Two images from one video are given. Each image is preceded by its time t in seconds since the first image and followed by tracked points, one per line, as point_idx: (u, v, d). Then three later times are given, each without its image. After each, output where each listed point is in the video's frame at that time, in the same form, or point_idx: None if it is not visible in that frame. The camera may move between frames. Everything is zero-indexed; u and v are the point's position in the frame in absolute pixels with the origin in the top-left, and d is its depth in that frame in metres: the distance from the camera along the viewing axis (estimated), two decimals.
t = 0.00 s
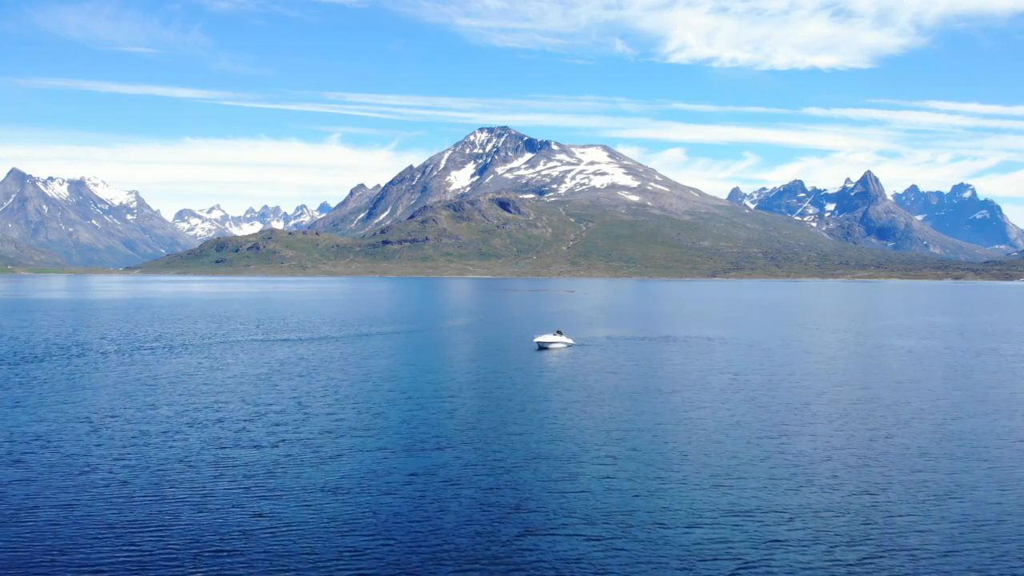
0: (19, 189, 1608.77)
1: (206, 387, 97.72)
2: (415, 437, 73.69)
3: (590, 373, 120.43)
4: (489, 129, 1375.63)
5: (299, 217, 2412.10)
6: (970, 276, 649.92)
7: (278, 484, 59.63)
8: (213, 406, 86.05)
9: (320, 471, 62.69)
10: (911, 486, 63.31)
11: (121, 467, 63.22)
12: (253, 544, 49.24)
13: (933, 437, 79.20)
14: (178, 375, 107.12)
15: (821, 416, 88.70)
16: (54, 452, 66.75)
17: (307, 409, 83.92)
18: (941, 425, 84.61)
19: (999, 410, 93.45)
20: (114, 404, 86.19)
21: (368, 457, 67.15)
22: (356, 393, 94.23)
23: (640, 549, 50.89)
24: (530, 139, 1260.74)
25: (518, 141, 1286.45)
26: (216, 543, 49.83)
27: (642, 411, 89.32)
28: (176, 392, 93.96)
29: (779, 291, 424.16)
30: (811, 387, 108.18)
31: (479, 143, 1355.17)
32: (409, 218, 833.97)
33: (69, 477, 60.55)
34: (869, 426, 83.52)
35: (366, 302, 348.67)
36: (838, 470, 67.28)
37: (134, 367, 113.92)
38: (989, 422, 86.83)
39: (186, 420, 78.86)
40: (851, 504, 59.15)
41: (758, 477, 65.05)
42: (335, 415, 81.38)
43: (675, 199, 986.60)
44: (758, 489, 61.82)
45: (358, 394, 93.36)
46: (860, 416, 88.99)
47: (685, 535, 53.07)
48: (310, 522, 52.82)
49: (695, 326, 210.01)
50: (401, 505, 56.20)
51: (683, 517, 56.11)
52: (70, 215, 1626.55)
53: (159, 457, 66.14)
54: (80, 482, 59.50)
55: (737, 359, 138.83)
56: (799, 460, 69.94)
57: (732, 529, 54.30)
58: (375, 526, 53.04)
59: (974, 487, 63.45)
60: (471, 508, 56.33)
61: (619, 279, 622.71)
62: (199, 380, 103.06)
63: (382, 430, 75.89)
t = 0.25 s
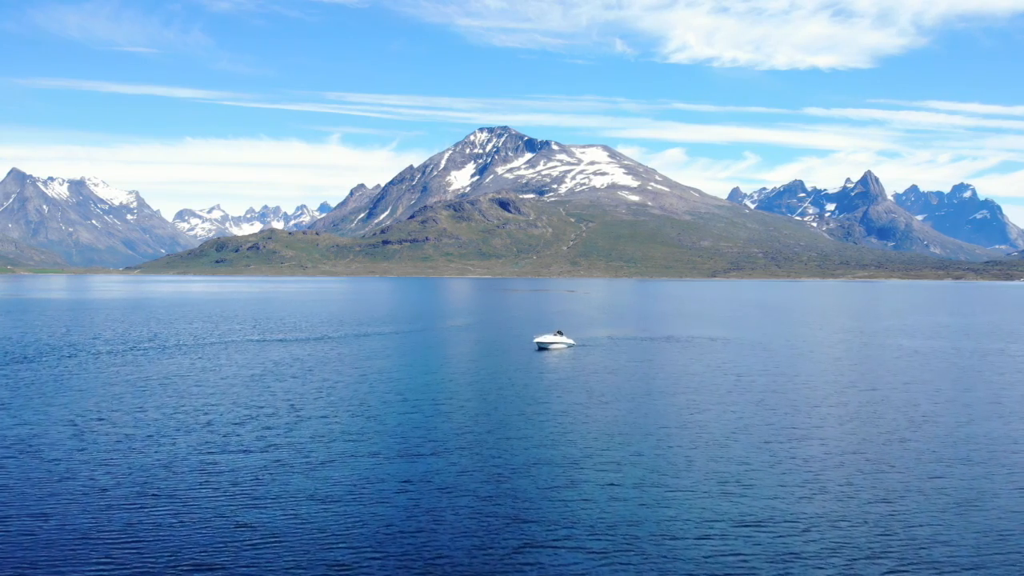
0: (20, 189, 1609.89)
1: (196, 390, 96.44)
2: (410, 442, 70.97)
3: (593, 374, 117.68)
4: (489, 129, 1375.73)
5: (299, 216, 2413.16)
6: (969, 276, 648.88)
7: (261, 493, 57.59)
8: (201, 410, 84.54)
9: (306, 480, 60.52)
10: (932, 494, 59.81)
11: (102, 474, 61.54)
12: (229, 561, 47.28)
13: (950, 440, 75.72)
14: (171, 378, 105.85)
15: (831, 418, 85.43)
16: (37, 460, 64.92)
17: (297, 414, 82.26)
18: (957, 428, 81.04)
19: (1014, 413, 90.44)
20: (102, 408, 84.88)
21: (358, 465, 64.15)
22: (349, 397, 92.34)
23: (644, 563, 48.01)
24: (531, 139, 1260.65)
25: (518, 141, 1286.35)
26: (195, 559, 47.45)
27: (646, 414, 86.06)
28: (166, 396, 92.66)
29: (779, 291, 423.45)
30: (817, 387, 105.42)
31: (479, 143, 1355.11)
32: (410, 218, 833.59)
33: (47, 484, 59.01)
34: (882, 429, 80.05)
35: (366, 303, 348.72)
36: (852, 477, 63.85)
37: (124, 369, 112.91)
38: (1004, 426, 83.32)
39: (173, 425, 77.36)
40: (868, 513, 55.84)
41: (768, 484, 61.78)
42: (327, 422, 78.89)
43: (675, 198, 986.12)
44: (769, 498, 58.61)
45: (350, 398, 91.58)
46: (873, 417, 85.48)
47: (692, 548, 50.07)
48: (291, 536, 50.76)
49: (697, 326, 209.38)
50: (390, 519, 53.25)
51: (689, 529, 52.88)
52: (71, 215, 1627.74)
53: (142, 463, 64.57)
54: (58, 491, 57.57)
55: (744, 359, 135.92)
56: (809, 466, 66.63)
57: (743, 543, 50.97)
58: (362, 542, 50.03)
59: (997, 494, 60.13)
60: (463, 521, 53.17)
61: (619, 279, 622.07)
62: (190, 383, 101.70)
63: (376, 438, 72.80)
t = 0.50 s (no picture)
0: (19, 189, 1607.91)
1: (186, 392, 95.26)
2: (409, 448, 69.38)
3: (596, 375, 116.10)
4: (489, 129, 1374.06)
5: (300, 217, 2411.98)
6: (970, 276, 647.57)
7: (248, 501, 56.08)
8: (189, 413, 83.27)
9: (295, 487, 58.96)
10: (953, 502, 58.20)
11: (80, 481, 60.01)
12: (211, 574, 45.68)
13: (965, 445, 74.28)
14: (163, 379, 104.53)
15: (840, 421, 83.86)
16: (16, 466, 63.58)
17: (288, 417, 80.97)
18: (971, 432, 79.58)
19: None
20: (88, 411, 83.74)
21: (351, 473, 62.46)
22: (343, 400, 91.04)
23: None
24: (531, 139, 1258.98)
25: (518, 141, 1284.45)
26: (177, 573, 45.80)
27: (649, 417, 84.34)
28: (155, 398, 91.45)
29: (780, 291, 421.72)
30: (825, 389, 103.60)
31: (479, 143, 1353.33)
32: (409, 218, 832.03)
33: (24, 491, 57.52)
34: (895, 433, 78.49)
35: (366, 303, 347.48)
36: (867, 483, 62.11)
37: (114, 370, 111.77)
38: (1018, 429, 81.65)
39: (159, 429, 76.10)
40: (886, 523, 54.07)
41: (778, 492, 59.92)
42: (319, 426, 77.39)
43: (675, 198, 984.79)
44: (781, 507, 56.77)
45: (343, 401, 90.38)
46: (885, 421, 83.93)
47: (702, 563, 48.17)
48: (274, 548, 49.07)
49: (698, 326, 208.08)
50: (386, 531, 51.52)
51: (701, 540, 51.11)
52: (71, 215, 1625.84)
53: (123, 469, 63.06)
54: (34, 499, 56.15)
55: (749, 359, 134.41)
56: (822, 473, 64.92)
57: (758, 556, 49.14)
58: (361, 555, 48.26)
59: (1017, 502, 58.60)
60: (463, 533, 51.32)
61: (619, 279, 620.74)
62: (181, 384, 100.45)
63: (370, 443, 71.16)
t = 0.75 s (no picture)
0: (19, 189, 1606.26)
1: (175, 394, 94.53)
2: (410, 454, 68.29)
3: (597, 377, 115.05)
4: (489, 129, 1372.81)
5: (300, 217, 2410.99)
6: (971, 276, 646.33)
7: (235, 511, 55.06)
8: (176, 416, 82.57)
9: (284, 496, 57.91)
10: (976, 511, 57.21)
11: (57, 488, 58.97)
12: None
13: (982, 449, 73.20)
14: (153, 381, 103.57)
15: (851, 424, 82.77)
16: None
17: (277, 420, 80.32)
18: (988, 436, 78.72)
19: None
20: (74, 413, 83.01)
21: (345, 481, 61.35)
22: (335, 402, 90.44)
23: None
24: (531, 139, 1257.41)
25: (518, 141, 1283.13)
26: None
27: (651, 421, 83.19)
28: (143, 400, 90.73)
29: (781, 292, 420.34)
30: (830, 390, 102.70)
31: (479, 143, 1351.97)
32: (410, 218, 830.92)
33: None
34: (909, 436, 77.56)
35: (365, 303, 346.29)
36: (883, 491, 61.02)
37: (105, 371, 110.82)
38: None
39: (144, 432, 75.39)
40: (904, 535, 52.92)
41: (790, 501, 58.64)
42: (310, 430, 76.59)
43: (676, 198, 983.57)
44: (793, 517, 55.51)
45: (334, 404, 89.58)
46: (898, 424, 83.01)
47: None
48: (260, 562, 47.89)
49: (699, 327, 207.22)
50: (386, 542, 50.42)
51: (715, 553, 49.92)
52: (71, 216, 1624.22)
53: (103, 475, 62.14)
54: (9, 507, 55.21)
55: (752, 360, 133.52)
56: (834, 480, 63.79)
57: (773, 570, 47.89)
58: (364, 569, 47.05)
59: None
60: (462, 546, 50.15)
61: (619, 279, 619.62)
62: (171, 386, 99.77)
63: (363, 449, 70.18)
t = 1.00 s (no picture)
0: (20, 189, 1604.17)
1: (164, 396, 93.40)
2: (409, 460, 67.14)
3: (600, 378, 114.19)
4: (489, 129, 1371.40)
5: (300, 216, 2409.68)
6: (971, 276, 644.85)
7: (218, 521, 53.75)
8: (163, 419, 81.51)
9: (270, 505, 56.64)
10: (999, 520, 56.05)
11: (33, 496, 57.77)
12: None
13: (1001, 454, 72.09)
14: (142, 382, 102.34)
15: (863, 428, 81.56)
16: None
17: (268, 423, 79.34)
18: (1007, 439, 77.47)
19: None
20: (58, 416, 81.86)
21: (338, 488, 60.27)
22: (329, 404, 89.26)
23: None
24: (531, 139, 1255.86)
25: (518, 141, 1281.68)
26: None
27: (655, 424, 82.07)
28: (131, 402, 89.73)
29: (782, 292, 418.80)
30: (836, 392, 101.74)
31: (479, 142, 1350.47)
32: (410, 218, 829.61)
33: None
34: (923, 440, 76.43)
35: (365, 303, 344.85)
36: (901, 499, 59.65)
37: (94, 372, 109.70)
38: None
39: (128, 436, 74.25)
40: (928, 547, 51.45)
41: (807, 510, 57.26)
42: (301, 434, 75.37)
43: (676, 198, 982.19)
44: (809, 529, 54.07)
45: (329, 406, 88.60)
46: (912, 427, 81.82)
47: None
48: None
49: (700, 327, 206.22)
50: (377, 557, 48.90)
51: (728, 567, 48.53)
52: (71, 216, 1622.24)
53: (82, 481, 60.95)
54: None
55: (756, 361, 132.54)
56: (850, 487, 62.44)
57: None
58: None
59: None
60: (459, 560, 48.68)
61: (619, 279, 618.37)
62: (160, 388, 98.50)
63: (356, 453, 69.13)
